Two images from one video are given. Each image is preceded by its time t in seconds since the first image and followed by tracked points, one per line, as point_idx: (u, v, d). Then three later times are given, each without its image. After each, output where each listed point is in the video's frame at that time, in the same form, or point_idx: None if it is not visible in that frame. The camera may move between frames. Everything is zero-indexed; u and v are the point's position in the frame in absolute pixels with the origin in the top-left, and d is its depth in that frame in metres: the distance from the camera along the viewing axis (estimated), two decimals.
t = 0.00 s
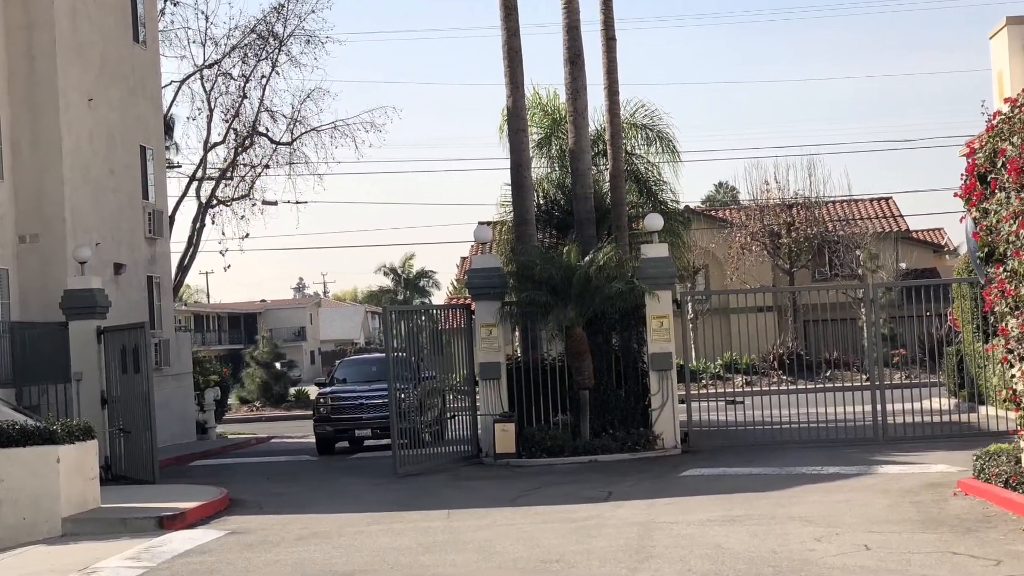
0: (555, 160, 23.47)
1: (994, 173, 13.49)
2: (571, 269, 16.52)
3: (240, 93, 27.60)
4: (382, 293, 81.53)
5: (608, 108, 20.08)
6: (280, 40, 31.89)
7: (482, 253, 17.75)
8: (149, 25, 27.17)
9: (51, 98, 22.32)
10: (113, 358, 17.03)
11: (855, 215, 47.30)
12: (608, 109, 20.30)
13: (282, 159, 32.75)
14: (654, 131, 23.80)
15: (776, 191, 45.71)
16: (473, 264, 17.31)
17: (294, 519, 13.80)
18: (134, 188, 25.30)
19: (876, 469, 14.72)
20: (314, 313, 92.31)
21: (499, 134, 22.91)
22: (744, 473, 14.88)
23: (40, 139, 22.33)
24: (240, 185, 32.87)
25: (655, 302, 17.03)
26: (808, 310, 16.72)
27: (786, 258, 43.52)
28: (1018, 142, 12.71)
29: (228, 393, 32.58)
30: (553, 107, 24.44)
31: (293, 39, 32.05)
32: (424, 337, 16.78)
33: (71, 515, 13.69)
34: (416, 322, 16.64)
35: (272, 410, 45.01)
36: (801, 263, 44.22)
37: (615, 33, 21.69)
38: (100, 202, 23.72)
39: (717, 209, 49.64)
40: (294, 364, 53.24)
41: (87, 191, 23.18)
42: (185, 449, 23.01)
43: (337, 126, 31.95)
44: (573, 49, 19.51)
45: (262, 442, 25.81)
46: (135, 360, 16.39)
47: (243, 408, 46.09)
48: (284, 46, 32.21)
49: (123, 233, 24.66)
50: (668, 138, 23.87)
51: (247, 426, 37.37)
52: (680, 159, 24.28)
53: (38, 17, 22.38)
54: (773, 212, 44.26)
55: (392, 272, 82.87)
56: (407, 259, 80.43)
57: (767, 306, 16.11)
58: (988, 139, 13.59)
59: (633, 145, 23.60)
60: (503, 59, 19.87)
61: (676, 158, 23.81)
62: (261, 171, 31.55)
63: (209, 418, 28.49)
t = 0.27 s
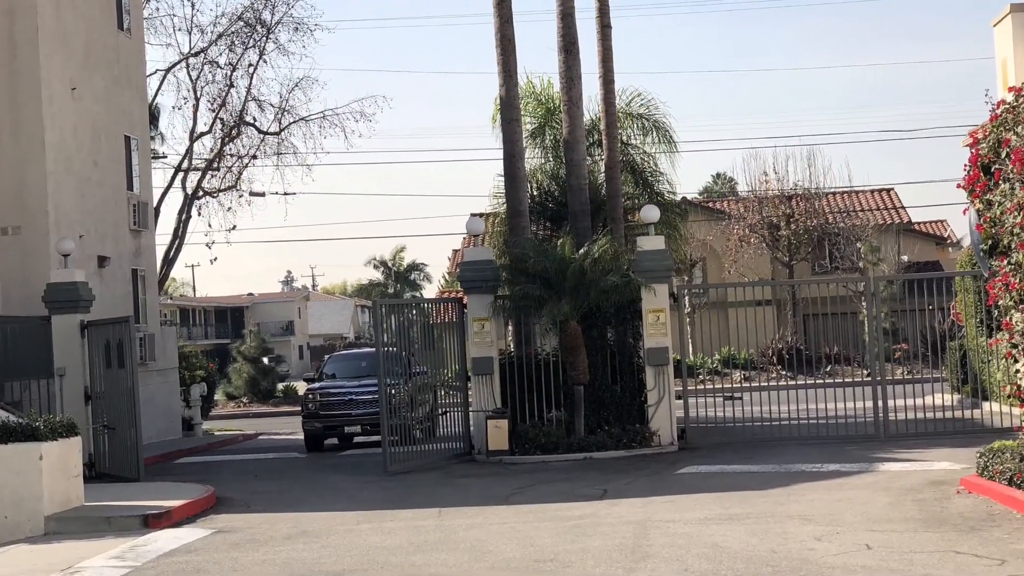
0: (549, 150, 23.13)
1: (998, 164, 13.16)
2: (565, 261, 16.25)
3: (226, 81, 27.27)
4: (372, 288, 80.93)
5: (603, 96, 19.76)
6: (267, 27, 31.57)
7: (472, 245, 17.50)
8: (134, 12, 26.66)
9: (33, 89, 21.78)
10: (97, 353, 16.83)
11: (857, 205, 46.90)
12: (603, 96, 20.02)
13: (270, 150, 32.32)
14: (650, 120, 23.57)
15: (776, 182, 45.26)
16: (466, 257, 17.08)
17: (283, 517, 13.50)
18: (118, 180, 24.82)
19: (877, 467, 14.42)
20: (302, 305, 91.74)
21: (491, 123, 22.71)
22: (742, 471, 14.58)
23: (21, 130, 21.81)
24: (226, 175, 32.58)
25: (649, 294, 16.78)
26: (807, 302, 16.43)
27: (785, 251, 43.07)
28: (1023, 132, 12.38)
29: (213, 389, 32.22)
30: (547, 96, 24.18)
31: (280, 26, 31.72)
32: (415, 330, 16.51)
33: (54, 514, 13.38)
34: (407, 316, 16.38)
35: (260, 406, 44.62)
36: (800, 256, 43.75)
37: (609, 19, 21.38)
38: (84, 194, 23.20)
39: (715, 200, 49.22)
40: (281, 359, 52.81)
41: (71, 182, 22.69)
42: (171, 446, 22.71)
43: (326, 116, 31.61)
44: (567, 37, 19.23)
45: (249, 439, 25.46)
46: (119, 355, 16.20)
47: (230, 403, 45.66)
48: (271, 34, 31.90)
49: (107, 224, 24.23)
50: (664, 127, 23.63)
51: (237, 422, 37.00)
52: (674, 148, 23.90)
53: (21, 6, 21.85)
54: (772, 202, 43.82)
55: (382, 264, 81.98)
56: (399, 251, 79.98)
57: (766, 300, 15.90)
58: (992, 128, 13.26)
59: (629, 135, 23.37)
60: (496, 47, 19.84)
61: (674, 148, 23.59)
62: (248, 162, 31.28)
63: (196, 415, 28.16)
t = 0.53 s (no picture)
0: (543, 140, 23.02)
1: (1002, 154, 12.86)
2: (560, 255, 16.00)
3: (213, 70, 26.97)
4: (362, 282, 80.23)
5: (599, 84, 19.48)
6: (255, 15, 31.28)
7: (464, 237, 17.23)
8: None
9: (15, 78, 21.46)
10: (81, 348, 16.55)
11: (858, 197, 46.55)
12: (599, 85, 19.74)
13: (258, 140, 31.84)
14: (647, 110, 23.31)
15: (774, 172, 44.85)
16: (457, 250, 16.80)
17: (271, 516, 13.22)
18: (103, 171, 24.49)
19: (879, 464, 14.12)
20: (289, 300, 91.37)
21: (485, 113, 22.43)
22: (741, 468, 14.29)
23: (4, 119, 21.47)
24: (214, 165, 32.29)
25: (646, 287, 16.56)
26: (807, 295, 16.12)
27: (785, 243, 42.56)
28: None
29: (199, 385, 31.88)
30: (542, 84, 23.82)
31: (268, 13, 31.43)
32: (406, 324, 16.17)
33: (37, 512, 13.10)
34: (397, 311, 16.04)
35: (247, 403, 44.23)
36: (800, 249, 43.21)
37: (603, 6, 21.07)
38: (68, 184, 22.87)
39: (712, 191, 48.84)
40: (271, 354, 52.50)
41: (54, 173, 22.33)
42: (157, 442, 22.44)
43: (315, 106, 31.26)
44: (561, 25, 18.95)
45: (236, 435, 25.17)
46: (104, 350, 15.93)
47: (217, 399, 45.32)
48: (259, 22, 31.61)
49: (91, 216, 23.88)
50: (661, 117, 23.37)
51: (228, 418, 36.68)
52: (673, 136, 23.83)
53: None
54: (771, 194, 43.27)
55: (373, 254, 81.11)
56: (389, 244, 79.25)
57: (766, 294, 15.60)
58: (995, 118, 12.97)
59: (625, 125, 23.12)
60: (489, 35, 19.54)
61: (670, 138, 23.35)
62: (235, 152, 30.97)
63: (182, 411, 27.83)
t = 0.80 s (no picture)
0: (536, 130, 22.73)
1: (1007, 145, 12.57)
2: (554, 247, 15.76)
3: (199, 60, 26.64)
4: (352, 274, 79.70)
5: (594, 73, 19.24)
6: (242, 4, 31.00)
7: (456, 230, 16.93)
8: None
9: None
10: (65, 343, 16.29)
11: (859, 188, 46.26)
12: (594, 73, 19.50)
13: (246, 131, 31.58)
14: (643, 100, 23.07)
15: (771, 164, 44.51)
16: (449, 243, 16.54)
17: (260, 514, 12.93)
18: (86, 162, 24.17)
19: (880, 461, 13.84)
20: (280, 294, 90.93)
21: (478, 102, 22.17)
22: (739, 466, 14.01)
23: None
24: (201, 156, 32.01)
25: (642, 281, 16.31)
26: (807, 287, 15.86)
27: (784, 236, 42.17)
28: None
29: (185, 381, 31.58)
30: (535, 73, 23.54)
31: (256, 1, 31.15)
32: (398, 319, 16.00)
33: (20, 511, 12.80)
34: (389, 305, 15.78)
35: (234, 399, 43.93)
36: (800, 241, 42.78)
37: None
38: (52, 175, 22.58)
39: (710, 182, 48.52)
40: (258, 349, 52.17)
41: (37, 164, 21.93)
42: (143, 439, 22.14)
43: (303, 95, 30.92)
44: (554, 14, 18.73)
45: (223, 432, 24.88)
46: (88, 345, 15.69)
47: (204, 395, 45.03)
48: (247, 10, 31.33)
49: (74, 209, 23.51)
50: (657, 107, 23.11)
51: (218, 414, 36.41)
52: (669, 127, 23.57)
53: None
54: (770, 185, 42.82)
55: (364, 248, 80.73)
56: (380, 236, 78.93)
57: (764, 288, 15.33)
58: (1000, 108, 12.68)
59: (620, 115, 22.87)
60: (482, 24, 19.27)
61: (667, 128, 23.11)
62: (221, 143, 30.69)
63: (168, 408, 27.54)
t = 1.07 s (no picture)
0: (531, 121, 22.61)
1: (1010, 135, 12.28)
2: (549, 241, 15.50)
3: (186, 49, 26.31)
4: (342, 267, 79.18)
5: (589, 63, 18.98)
6: None
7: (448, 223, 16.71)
8: None
9: None
10: (49, 338, 16.06)
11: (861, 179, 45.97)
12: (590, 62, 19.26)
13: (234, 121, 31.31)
14: (639, 90, 22.83)
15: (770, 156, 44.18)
16: (441, 236, 16.27)
17: (248, 513, 12.67)
18: (71, 153, 23.90)
19: (881, 459, 13.58)
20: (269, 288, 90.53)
21: (472, 92, 22.08)
22: (738, 463, 13.75)
23: None
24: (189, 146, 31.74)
25: (638, 275, 16.09)
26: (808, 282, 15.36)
27: (784, 228, 41.90)
28: None
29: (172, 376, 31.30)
30: (529, 62, 23.29)
31: None
32: (389, 314, 15.78)
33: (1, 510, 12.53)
34: (379, 299, 15.66)
35: (222, 394, 43.63)
36: (800, 234, 42.38)
37: None
38: (36, 167, 22.31)
39: (707, 174, 48.21)
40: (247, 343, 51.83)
41: (20, 156, 21.61)
42: (128, 436, 21.90)
43: (292, 84, 30.57)
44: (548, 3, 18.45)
45: (211, 429, 24.64)
46: (72, 340, 15.47)
47: (191, 390, 44.75)
48: None
49: (57, 201, 23.22)
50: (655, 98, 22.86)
51: (208, 410, 36.15)
52: (667, 117, 23.33)
53: None
54: (769, 176, 42.55)
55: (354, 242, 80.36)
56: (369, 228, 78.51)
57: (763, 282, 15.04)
58: (1003, 98, 12.39)
59: (616, 105, 22.68)
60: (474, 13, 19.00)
61: (663, 119, 22.86)
62: (208, 133, 30.43)
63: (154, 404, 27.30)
